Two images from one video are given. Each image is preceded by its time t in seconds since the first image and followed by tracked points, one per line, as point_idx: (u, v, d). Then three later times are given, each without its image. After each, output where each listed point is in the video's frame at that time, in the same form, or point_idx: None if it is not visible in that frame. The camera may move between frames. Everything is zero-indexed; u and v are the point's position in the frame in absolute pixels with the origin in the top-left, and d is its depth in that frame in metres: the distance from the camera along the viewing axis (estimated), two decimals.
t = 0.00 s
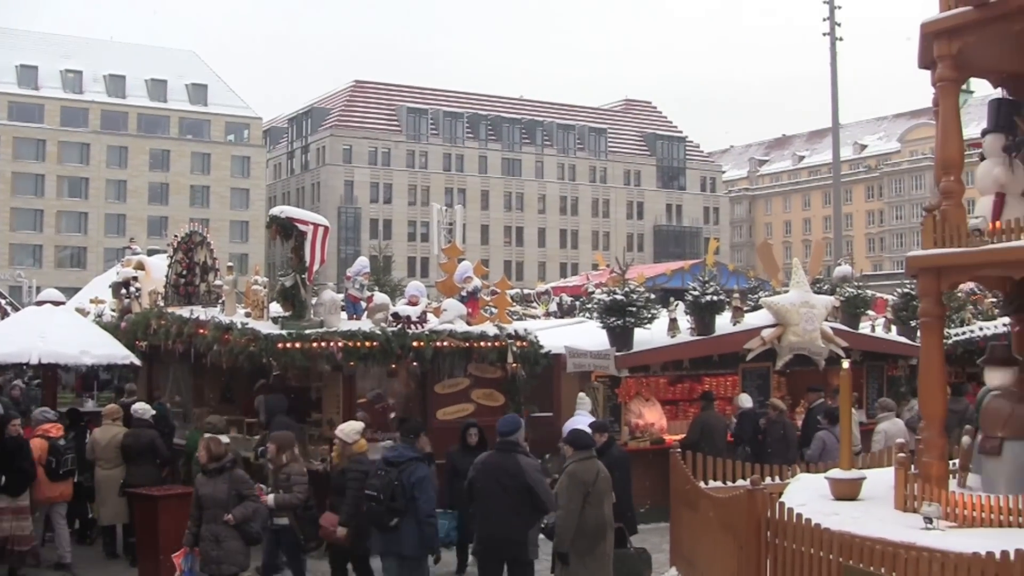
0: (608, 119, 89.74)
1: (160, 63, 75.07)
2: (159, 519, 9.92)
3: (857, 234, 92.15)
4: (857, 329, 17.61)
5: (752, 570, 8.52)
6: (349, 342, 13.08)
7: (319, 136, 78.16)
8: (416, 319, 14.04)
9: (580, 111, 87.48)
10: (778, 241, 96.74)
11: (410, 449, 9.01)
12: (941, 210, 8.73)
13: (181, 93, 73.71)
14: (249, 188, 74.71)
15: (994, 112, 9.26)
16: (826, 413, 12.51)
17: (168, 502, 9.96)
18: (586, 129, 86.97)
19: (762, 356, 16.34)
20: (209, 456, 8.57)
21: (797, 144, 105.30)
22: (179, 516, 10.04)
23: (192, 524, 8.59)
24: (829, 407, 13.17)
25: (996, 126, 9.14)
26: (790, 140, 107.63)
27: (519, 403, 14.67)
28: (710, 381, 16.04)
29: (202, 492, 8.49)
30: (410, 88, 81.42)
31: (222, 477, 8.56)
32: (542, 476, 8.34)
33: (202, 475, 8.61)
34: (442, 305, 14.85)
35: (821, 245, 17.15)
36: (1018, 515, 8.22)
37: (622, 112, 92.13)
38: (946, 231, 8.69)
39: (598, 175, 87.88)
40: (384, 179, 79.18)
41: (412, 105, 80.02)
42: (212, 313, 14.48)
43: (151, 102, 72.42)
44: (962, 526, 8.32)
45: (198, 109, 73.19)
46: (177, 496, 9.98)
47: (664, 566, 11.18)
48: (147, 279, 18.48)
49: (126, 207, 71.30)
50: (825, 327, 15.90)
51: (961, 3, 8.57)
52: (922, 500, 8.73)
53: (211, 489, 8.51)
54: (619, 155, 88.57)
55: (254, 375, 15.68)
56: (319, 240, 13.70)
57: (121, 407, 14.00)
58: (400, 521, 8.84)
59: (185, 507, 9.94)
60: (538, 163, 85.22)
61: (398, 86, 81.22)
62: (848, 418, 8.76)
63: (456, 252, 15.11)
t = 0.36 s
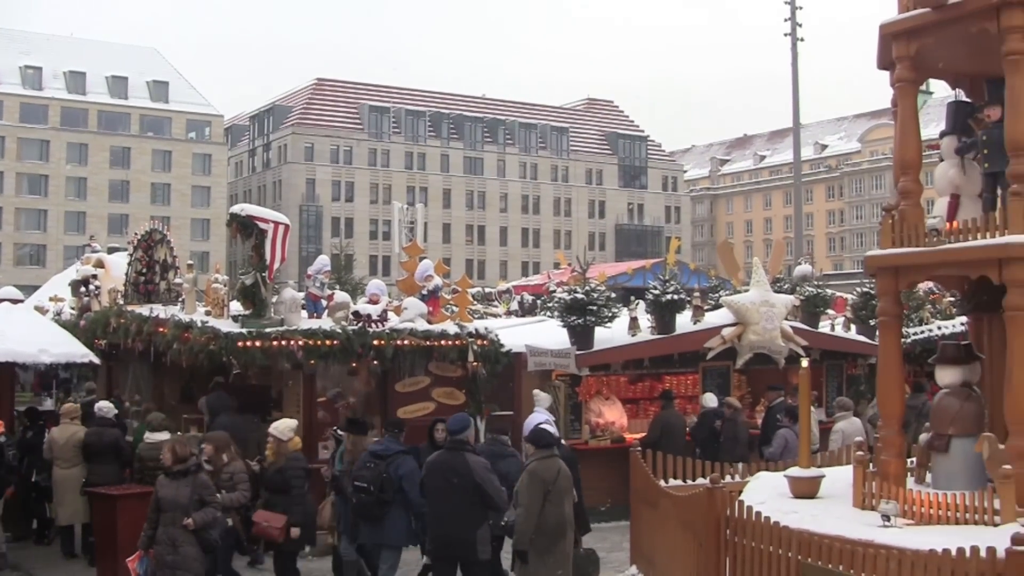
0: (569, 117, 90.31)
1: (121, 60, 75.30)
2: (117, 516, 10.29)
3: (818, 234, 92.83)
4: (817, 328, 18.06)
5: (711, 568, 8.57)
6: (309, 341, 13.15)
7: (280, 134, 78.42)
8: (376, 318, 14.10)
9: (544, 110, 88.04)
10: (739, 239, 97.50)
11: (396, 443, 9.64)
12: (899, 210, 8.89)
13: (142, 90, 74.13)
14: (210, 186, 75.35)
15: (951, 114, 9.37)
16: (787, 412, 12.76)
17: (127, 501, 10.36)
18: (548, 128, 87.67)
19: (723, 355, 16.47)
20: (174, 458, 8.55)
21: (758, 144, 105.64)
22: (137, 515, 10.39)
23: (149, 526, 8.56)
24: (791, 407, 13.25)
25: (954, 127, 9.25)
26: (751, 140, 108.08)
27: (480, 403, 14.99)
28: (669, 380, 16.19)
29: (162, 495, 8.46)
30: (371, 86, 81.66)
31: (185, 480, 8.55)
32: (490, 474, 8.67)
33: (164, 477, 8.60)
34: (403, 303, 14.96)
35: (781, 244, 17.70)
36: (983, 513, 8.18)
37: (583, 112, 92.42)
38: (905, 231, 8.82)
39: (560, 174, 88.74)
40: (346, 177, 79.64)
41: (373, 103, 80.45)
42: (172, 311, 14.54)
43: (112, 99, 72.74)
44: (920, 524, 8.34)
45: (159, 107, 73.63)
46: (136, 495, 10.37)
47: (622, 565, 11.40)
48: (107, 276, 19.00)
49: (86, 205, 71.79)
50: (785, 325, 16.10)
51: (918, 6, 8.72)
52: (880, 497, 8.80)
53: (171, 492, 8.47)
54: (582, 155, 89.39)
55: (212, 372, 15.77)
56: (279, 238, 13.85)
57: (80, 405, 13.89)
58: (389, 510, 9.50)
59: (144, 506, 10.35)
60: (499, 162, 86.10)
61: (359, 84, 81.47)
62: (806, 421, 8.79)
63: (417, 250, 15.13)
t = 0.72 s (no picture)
0: (528, 119, 91.33)
1: (82, 60, 76.55)
2: (74, 517, 10.46)
3: (778, 237, 93.78)
4: (775, 330, 18.25)
5: (671, 569, 8.59)
6: (269, 342, 13.15)
7: (240, 135, 78.43)
8: (336, 319, 14.04)
9: (499, 111, 88.93)
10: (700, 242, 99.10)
11: (377, 441, 10.03)
12: (857, 213, 9.00)
13: (102, 91, 75.44)
14: (171, 186, 76.71)
15: (907, 119, 9.50)
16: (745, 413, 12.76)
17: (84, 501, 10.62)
18: (509, 130, 88.85)
19: (683, 357, 16.80)
20: (140, 465, 8.44)
21: (719, 146, 105.62)
22: (95, 518, 10.60)
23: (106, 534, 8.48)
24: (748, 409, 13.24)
25: (913, 133, 9.38)
26: (711, 143, 108.21)
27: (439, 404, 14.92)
28: (630, 381, 16.39)
29: (122, 501, 8.41)
30: (332, 87, 82.03)
31: (149, 485, 8.51)
32: (453, 477, 8.65)
33: (126, 481, 8.52)
34: (362, 305, 14.85)
35: (740, 248, 18.07)
36: (940, 514, 8.23)
37: (543, 113, 93.68)
38: (863, 234, 8.92)
39: (521, 176, 89.98)
40: (307, 178, 80.15)
41: (335, 104, 80.65)
42: (132, 312, 14.47)
43: (71, 99, 73.94)
44: (877, 525, 8.40)
45: (119, 107, 74.97)
46: (93, 498, 10.51)
47: (579, 567, 11.63)
48: (65, 277, 18.85)
49: (45, 206, 72.64)
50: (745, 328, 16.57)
51: (877, 12, 8.83)
52: (838, 499, 8.85)
53: (134, 498, 8.43)
54: (543, 156, 90.35)
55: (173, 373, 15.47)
56: (240, 239, 13.85)
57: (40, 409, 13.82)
58: (372, 507, 9.87)
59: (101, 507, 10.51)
60: (460, 163, 87.23)
61: (320, 86, 81.77)
62: (764, 424, 8.85)
63: (377, 253, 15.25)
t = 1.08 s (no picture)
0: (490, 119, 91.89)
1: (42, 58, 76.54)
2: (35, 522, 10.80)
3: (740, 237, 94.30)
4: (735, 330, 18.88)
5: (631, 567, 8.64)
6: (230, 343, 13.23)
7: (202, 135, 78.41)
8: (297, 319, 14.25)
9: (461, 111, 89.46)
10: (661, 242, 100.03)
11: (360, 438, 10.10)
12: (816, 213, 9.09)
13: (62, 89, 75.45)
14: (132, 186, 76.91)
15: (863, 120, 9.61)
16: (699, 412, 12.94)
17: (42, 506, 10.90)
18: (471, 130, 89.43)
19: (643, 357, 17.33)
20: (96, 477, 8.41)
21: (680, 147, 105.97)
22: (51, 521, 10.89)
23: (60, 546, 8.43)
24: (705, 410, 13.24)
25: (870, 135, 9.48)
26: (672, 144, 108.89)
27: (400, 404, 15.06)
28: (591, 381, 16.86)
29: (78, 514, 8.36)
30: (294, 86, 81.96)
31: (105, 497, 8.50)
32: (418, 477, 8.52)
33: (79, 494, 8.46)
34: (323, 305, 14.89)
35: (699, 248, 18.75)
36: (898, 512, 8.31)
37: (506, 114, 93.94)
38: (822, 234, 9.00)
39: (483, 176, 90.60)
40: (269, 178, 80.23)
41: (297, 104, 80.63)
42: (91, 313, 14.45)
43: (31, 97, 73.88)
44: (835, 523, 8.46)
45: (79, 106, 75.06)
46: (50, 499, 10.80)
47: (541, 566, 11.87)
48: (25, 277, 19.19)
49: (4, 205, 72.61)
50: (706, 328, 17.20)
51: (834, 14, 8.91)
52: (797, 498, 8.90)
53: (92, 511, 8.41)
54: (505, 157, 91.13)
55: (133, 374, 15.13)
56: (200, 239, 13.89)
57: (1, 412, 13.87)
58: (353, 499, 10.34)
59: (58, 508, 10.78)
60: (422, 163, 87.64)
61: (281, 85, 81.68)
62: (726, 427, 8.87)
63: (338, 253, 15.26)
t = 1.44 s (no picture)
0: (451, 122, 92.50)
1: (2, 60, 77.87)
2: None
3: (701, 240, 94.75)
4: (696, 333, 19.64)
5: (590, 568, 8.69)
6: (189, 346, 13.34)
7: (163, 137, 78.62)
8: (256, 322, 14.29)
9: (422, 114, 90.20)
10: (622, 244, 100.87)
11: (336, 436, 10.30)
12: (775, 217, 9.15)
13: (21, 90, 76.48)
14: (91, 188, 77.72)
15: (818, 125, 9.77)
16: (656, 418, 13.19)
17: None
18: (433, 133, 90.03)
19: (603, 361, 18.29)
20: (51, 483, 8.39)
21: (642, 150, 107.00)
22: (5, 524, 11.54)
23: (16, 555, 8.36)
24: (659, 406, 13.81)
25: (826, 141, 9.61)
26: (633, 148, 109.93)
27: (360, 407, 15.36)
28: (552, 384, 17.70)
29: (35, 521, 8.32)
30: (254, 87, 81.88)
31: (60, 502, 8.48)
32: (381, 481, 8.48)
33: (33, 501, 8.41)
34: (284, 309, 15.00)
35: (660, 252, 19.31)
36: (856, 514, 8.31)
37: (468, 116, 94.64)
38: (781, 238, 9.06)
39: (445, 178, 91.05)
40: (229, 180, 80.44)
41: (258, 106, 80.67)
42: (50, 315, 14.45)
43: None
44: (794, 525, 8.48)
45: (38, 106, 75.81)
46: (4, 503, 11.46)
47: (504, 569, 12.07)
48: None
49: None
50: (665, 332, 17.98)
51: (794, 19, 8.97)
52: (756, 500, 8.94)
53: (48, 518, 8.38)
54: (467, 160, 91.62)
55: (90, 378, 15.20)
56: (161, 242, 13.87)
57: None
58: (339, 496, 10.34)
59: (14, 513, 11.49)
60: (383, 166, 87.93)
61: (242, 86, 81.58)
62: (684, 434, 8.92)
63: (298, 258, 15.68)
